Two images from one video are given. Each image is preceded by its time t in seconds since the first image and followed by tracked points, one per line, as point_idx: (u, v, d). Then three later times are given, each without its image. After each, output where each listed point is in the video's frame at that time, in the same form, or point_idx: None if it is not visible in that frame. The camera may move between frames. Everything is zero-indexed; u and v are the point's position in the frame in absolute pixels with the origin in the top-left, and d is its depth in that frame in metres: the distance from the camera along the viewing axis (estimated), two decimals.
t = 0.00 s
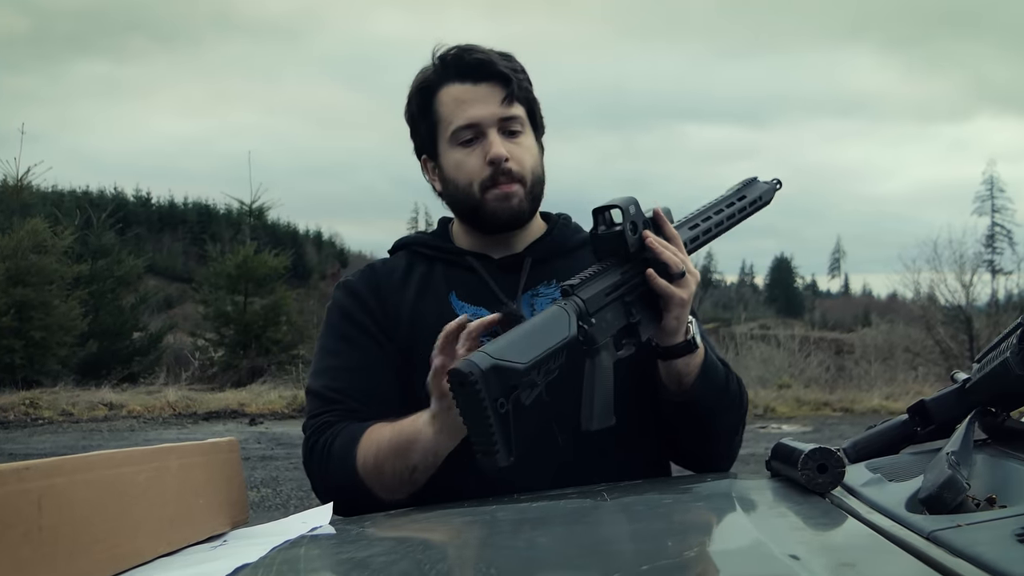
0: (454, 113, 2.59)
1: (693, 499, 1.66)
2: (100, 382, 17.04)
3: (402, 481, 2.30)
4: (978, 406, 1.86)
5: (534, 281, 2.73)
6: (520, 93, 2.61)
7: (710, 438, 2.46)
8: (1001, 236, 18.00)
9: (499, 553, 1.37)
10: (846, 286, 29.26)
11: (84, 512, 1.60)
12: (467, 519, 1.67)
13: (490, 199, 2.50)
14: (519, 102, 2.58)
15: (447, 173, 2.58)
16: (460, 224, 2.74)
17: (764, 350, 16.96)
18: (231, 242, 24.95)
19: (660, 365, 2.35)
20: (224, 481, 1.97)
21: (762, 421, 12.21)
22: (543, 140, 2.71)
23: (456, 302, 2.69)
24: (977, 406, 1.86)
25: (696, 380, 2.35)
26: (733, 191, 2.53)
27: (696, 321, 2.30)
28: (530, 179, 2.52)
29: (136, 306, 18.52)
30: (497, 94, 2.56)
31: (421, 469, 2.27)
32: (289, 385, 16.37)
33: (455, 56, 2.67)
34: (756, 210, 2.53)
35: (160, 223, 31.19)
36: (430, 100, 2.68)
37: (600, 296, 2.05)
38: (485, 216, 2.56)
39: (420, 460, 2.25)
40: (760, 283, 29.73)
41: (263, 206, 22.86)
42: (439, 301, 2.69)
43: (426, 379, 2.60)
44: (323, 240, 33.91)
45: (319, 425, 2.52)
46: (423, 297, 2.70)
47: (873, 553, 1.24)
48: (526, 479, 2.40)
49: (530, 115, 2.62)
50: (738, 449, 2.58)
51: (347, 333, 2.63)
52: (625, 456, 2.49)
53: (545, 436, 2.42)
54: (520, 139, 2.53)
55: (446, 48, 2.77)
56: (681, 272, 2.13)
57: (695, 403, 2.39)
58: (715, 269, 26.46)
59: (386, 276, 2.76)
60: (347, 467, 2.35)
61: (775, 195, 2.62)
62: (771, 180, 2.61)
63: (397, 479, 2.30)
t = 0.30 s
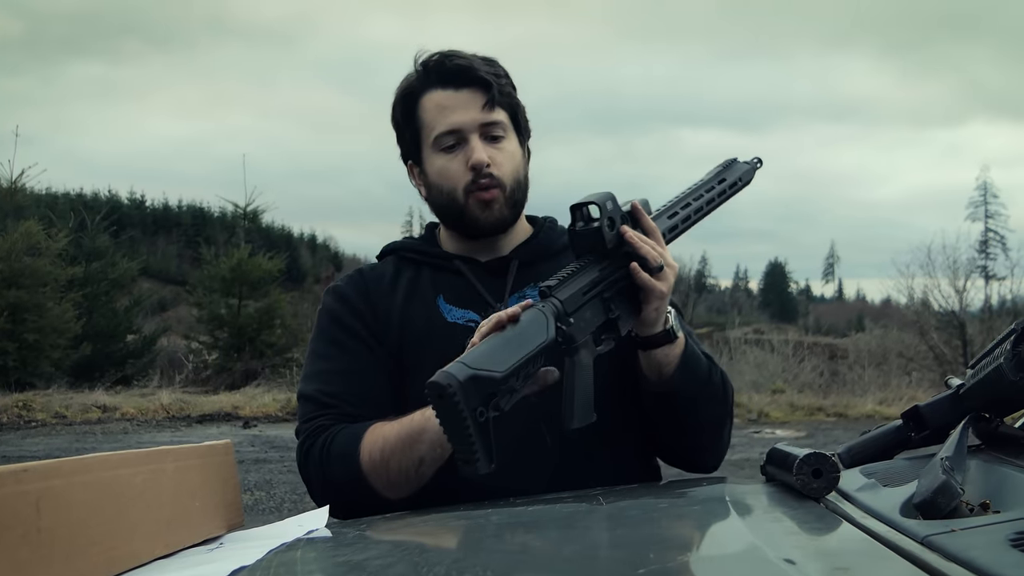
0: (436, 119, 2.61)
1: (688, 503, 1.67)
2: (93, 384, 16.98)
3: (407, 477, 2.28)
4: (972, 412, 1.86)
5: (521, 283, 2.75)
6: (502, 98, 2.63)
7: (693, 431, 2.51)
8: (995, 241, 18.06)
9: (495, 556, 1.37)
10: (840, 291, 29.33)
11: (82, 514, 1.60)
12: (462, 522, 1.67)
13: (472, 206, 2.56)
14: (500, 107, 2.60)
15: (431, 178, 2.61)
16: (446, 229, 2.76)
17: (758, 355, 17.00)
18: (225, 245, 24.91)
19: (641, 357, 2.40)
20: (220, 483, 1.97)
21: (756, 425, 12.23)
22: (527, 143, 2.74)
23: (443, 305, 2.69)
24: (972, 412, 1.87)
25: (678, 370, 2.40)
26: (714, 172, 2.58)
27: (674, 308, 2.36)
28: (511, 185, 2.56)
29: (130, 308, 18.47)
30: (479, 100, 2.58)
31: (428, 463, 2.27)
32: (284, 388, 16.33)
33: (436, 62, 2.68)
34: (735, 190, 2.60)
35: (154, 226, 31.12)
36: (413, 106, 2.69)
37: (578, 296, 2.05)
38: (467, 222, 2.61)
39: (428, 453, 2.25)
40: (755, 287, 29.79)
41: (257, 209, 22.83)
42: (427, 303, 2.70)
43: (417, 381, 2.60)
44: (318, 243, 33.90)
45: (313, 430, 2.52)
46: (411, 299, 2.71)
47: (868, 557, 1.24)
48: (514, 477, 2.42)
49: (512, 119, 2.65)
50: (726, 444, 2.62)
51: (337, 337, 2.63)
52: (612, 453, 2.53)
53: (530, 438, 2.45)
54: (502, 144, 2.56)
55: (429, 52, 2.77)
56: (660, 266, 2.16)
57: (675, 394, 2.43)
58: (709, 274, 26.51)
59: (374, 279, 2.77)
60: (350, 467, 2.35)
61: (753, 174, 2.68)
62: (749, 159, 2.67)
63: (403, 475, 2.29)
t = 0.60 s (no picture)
0: (421, 127, 2.62)
1: (687, 506, 1.67)
2: (90, 390, 16.93)
3: (408, 484, 2.28)
4: (969, 415, 1.87)
5: (510, 286, 2.75)
6: (486, 105, 2.64)
7: (688, 423, 2.55)
8: (991, 246, 18.07)
9: (494, 559, 1.37)
10: (836, 296, 29.36)
11: (82, 517, 1.60)
12: (461, 526, 1.67)
13: (458, 213, 2.58)
14: (485, 114, 2.61)
15: (417, 185, 2.63)
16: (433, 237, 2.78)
17: (754, 360, 17.01)
18: (222, 250, 24.89)
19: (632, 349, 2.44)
20: (218, 487, 1.96)
21: (753, 430, 12.23)
22: (512, 149, 2.75)
23: (433, 311, 2.69)
24: (969, 415, 1.88)
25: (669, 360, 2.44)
26: (692, 151, 2.57)
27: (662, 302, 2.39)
28: (496, 192, 2.58)
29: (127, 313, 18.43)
30: (464, 107, 2.60)
31: (429, 470, 2.26)
32: (280, 393, 16.29)
33: (420, 71, 2.68)
34: (714, 167, 2.60)
35: (150, 231, 31.06)
36: (398, 114, 2.70)
37: (575, 306, 2.05)
38: (454, 230, 2.62)
39: (429, 460, 2.23)
40: (751, 292, 29.82)
41: (254, 214, 22.82)
42: (418, 310, 2.70)
43: (410, 386, 2.61)
44: (314, 248, 33.91)
45: (310, 439, 2.51)
46: (403, 306, 2.72)
47: (867, 560, 1.25)
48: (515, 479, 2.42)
49: (498, 126, 2.66)
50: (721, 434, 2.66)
51: (329, 346, 2.65)
52: (608, 449, 2.56)
53: (527, 442, 2.45)
54: (488, 150, 2.57)
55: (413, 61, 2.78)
56: (653, 264, 2.18)
57: (668, 385, 2.47)
58: (706, 278, 26.55)
59: (364, 290, 2.79)
60: (350, 475, 2.34)
61: (730, 146, 2.68)
62: (724, 131, 2.66)
63: (404, 483, 2.28)
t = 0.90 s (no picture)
0: (409, 130, 2.63)
1: (682, 508, 1.67)
2: (88, 393, 16.90)
3: (407, 492, 2.28)
4: (964, 416, 1.88)
5: (503, 289, 2.78)
6: (474, 106, 2.65)
7: (684, 423, 2.56)
8: (988, 248, 18.11)
9: (490, 560, 1.38)
10: (834, 298, 29.39)
11: (80, 520, 1.61)
12: (457, 527, 1.67)
13: (448, 216, 2.58)
14: (472, 115, 2.62)
15: (406, 189, 2.64)
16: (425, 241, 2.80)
17: (752, 361, 17.04)
18: (219, 253, 24.88)
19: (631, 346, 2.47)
20: (215, 490, 1.97)
21: (751, 432, 12.24)
22: (501, 150, 2.76)
23: (426, 316, 2.70)
24: (963, 416, 1.88)
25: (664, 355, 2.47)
26: (672, 147, 2.56)
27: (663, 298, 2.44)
28: (487, 194, 2.59)
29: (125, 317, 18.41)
30: (450, 110, 2.60)
31: (428, 476, 2.27)
32: (279, 396, 16.30)
33: (406, 74, 2.69)
34: (695, 162, 2.59)
35: (147, 234, 31.02)
36: (384, 117, 2.71)
37: (565, 308, 2.08)
38: (444, 231, 2.63)
39: (428, 467, 2.24)
40: (749, 294, 29.87)
41: (252, 217, 22.82)
42: (410, 316, 2.71)
43: (404, 392, 2.62)
44: (311, 250, 33.91)
45: (306, 451, 2.50)
46: (395, 313, 2.73)
47: (864, 561, 1.25)
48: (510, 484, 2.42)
49: (485, 127, 2.67)
50: (718, 433, 2.68)
51: (320, 355, 2.64)
52: (603, 450, 2.57)
53: (521, 447, 2.45)
54: (476, 152, 2.58)
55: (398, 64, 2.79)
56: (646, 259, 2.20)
57: (663, 381, 2.49)
58: (703, 280, 26.58)
59: (356, 297, 2.79)
60: (347, 486, 2.35)
61: (709, 139, 2.67)
62: (703, 124, 2.66)
63: (403, 491, 2.29)
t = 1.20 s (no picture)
0: (399, 137, 2.64)
1: (677, 508, 1.68)
2: (85, 400, 16.87)
3: (400, 500, 2.30)
4: (957, 414, 1.89)
5: (494, 294, 2.79)
6: (465, 113, 2.65)
7: (675, 429, 2.57)
8: (984, 245, 18.10)
9: (487, 563, 1.38)
10: (831, 296, 29.40)
11: (76, 528, 1.61)
12: (453, 530, 1.67)
13: (439, 224, 2.59)
14: (463, 122, 2.63)
15: (396, 196, 2.65)
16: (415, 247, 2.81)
17: (750, 360, 17.05)
18: (215, 257, 24.86)
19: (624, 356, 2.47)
20: (212, 497, 1.96)
21: (748, 431, 12.25)
22: (492, 155, 2.77)
23: (418, 323, 2.71)
24: (957, 414, 1.89)
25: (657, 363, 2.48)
26: (650, 162, 2.57)
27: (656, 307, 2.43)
28: (477, 202, 2.60)
29: (122, 322, 18.37)
30: (441, 117, 2.61)
31: (420, 485, 2.28)
32: (276, 401, 16.27)
33: (397, 79, 2.69)
34: (672, 177, 2.60)
35: (143, 240, 30.98)
36: (374, 123, 2.71)
37: (555, 315, 2.09)
38: (435, 239, 2.64)
39: (420, 477, 2.25)
40: (746, 293, 29.91)
41: (248, 222, 22.81)
42: (401, 324, 2.71)
43: (396, 399, 2.62)
44: (307, 254, 33.88)
45: (296, 459, 2.51)
46: (386, 320, 2.73)
47: (858, 560, 1.25)
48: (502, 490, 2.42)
49: (476, 133, 2.67)
50: (708, 439, 2.69)
51: (311, 362, 2.63)
52: (595, 456, 2.58)
53: (514, 453, 2.45)
54: (467, 159, 2.59)
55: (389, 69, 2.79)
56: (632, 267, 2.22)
57: (656, 388, 2.50)
58: (700, 280, 26.61)
59: (346, 302, 2.78)
60: (337, 493, 2.35)
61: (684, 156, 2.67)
62: (678, 141, 2.66)
63: (395, 499, 2.30)
